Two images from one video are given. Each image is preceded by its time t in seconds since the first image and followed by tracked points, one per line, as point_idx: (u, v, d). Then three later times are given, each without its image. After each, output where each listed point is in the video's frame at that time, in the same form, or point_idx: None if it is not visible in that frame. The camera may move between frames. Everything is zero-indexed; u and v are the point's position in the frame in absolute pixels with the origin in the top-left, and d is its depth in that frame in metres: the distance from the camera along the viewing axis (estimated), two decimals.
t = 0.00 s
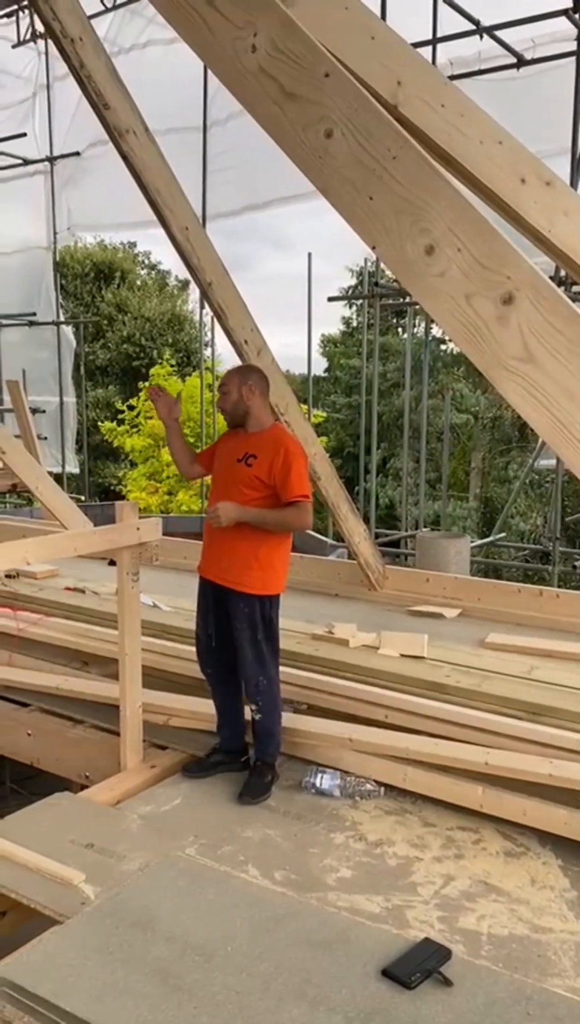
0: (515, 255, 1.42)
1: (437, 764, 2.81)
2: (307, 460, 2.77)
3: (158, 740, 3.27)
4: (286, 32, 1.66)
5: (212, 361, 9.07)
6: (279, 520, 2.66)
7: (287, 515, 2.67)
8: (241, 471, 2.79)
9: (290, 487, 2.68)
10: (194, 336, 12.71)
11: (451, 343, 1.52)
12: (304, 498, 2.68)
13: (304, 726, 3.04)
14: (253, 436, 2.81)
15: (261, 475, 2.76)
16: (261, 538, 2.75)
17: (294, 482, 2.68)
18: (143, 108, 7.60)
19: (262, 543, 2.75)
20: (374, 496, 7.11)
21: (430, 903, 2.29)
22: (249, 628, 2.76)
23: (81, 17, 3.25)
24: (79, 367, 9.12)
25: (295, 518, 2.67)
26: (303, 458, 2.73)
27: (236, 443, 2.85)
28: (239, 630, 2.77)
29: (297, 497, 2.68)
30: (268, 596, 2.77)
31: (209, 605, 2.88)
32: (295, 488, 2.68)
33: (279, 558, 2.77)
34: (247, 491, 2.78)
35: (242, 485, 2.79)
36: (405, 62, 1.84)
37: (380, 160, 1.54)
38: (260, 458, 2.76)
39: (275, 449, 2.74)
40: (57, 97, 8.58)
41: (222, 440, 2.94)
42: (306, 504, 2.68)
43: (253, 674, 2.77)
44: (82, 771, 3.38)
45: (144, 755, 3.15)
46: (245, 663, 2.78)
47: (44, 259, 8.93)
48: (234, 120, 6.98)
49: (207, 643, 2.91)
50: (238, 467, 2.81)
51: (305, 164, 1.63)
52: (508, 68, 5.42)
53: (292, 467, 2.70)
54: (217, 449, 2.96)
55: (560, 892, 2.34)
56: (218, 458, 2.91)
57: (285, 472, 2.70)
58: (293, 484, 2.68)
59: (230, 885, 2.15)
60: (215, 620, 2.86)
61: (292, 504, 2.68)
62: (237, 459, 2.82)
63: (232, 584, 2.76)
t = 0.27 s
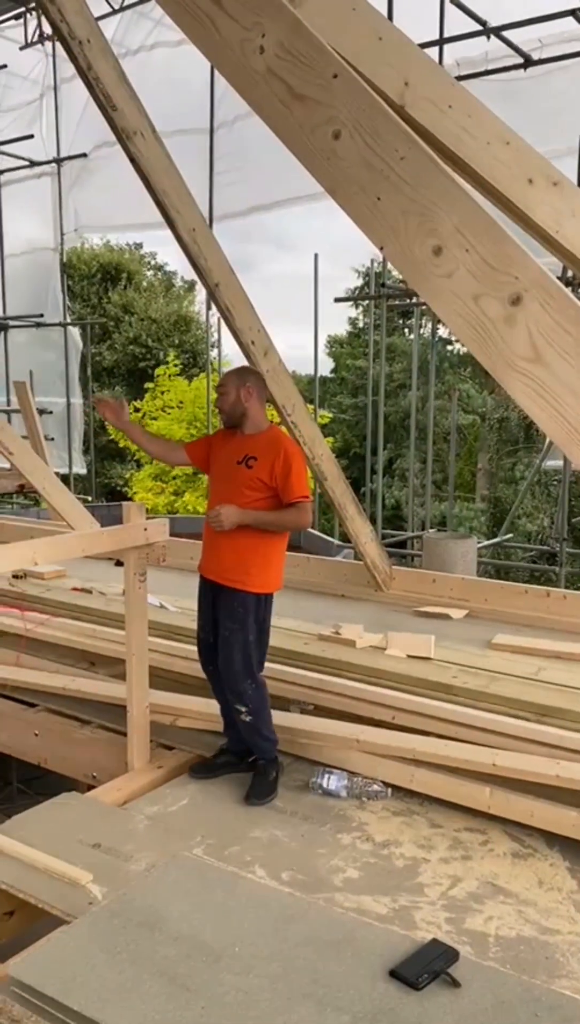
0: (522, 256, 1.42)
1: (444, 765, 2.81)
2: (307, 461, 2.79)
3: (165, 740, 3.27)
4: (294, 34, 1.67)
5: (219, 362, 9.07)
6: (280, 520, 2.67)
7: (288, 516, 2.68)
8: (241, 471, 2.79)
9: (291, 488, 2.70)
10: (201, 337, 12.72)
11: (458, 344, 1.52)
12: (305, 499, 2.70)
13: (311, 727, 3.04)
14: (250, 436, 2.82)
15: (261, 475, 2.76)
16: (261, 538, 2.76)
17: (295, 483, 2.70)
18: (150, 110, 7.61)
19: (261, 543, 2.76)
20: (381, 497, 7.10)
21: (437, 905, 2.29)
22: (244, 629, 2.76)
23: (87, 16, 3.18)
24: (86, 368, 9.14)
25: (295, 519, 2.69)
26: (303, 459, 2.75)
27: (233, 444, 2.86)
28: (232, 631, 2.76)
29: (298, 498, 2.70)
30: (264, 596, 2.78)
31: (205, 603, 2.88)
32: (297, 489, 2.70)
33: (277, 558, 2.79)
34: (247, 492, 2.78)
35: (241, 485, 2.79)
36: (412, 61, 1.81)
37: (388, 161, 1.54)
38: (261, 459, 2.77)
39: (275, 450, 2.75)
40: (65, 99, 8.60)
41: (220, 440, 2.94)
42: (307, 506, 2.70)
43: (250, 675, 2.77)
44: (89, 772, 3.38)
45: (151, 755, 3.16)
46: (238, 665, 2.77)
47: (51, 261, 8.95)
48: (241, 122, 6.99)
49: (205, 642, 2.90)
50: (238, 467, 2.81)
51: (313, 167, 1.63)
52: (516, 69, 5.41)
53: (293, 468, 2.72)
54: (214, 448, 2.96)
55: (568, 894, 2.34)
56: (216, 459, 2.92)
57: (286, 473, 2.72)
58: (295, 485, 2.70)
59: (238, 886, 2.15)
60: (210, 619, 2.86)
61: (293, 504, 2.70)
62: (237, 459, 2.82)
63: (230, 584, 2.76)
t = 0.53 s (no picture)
0: (534, 257, 1.41)
1: (455, 767, 2.81)
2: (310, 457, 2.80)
3: (175, 741, 3.28)
4: (306, 35, 1.67)
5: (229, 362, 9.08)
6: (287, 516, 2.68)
7: (292, 511, 2.69)
8: (245, 470, 2.80)
9: (296, 483, 2.72)
10: (211, 337, 12.74)
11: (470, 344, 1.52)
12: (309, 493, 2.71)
13: (321, 728, 3.04)
14: (253, 436, 2.83)
15: (265, 473, 2.77)
16: (268, 535, 2.76)
17: (300, 478, 2.72)
18: (160, 112, 7.64)
19: (268, 540, 2.77)
20: (391, 498, 7.10)
21: (448, 906, 2.28)
22: (250, 626, 2.76)
23: (99, 19, 3.18)
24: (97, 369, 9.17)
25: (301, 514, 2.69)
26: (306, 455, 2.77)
27: (236, 444, 2.87)
28: (238, 626, 2.76)
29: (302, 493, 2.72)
30: (272, 593, 2.78)
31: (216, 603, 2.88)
32: (301, 484, 2.71)
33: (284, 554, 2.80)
34: (251, 490, 2.79)
35: (246, 484, 2.80)
36: (420, 61, 1.80)
37: (399, 161, 1.53)
38: (264, 457, 2.78)
39: (279, 447, 2.76)
40: (76, 101, 8.63)
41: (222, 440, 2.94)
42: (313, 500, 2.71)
43: (246, 673, 2.78)
44: (100, 772, 3.38)
45: (162, 756, 3.17)
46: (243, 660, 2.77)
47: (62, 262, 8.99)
48: (251, 123, 7.00)
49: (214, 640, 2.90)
50: (242, 466, 2.82)
51: (323, 167, 1.63)
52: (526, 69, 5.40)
53: (296, 464, 2.73)
54: (217, 449, 2.97)
55: None
56: (219, 459, 2.93)
57: (289, 470, 2.73)
58: (300, 480, 2.72)
59: (249, 887, 2.15)
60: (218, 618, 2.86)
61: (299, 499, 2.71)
62: (240, 458, 2.83)
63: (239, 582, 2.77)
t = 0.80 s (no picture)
0: (551, 257, 1.41)
1: (470, 769, 2.80)
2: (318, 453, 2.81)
3: (190, 741, 3.28)
4: (322, 36, 1.66)
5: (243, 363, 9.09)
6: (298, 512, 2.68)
7: (303, 507, 2.68)
8: (253, 469, 2.81)
9: (305, 479, 2.72)
10: (225, 338, 12.77)
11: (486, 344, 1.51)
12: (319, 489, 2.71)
13: (336, 729, 3.03)
14: (262, 436, 2.83)
15: (274, 471, 2.77)
16: (280, 533, 2.76)
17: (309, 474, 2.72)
18: (176, 114, 7.66)
19: (281, 538, 2.77)
20: (405, 498, 7.09)
21: (464, 909, 2.28)
22: (265, 627, 2.76)
23: (115, 22, 3.19)
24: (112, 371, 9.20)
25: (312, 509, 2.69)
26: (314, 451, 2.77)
27: (245, 444, 2.88)
28: (253, 626, 2.77)
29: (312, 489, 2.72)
30: (287, 593, 2.78)
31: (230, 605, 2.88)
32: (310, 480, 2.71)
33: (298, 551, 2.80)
34: (261, 489, 2.79)
35: (254, 483, 2.80)
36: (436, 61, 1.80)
37: (415, 162, 1.53)
38: (272, 455, 2.78)
39: (287, 445, 2.76)
40: (92, 103, 8.67)
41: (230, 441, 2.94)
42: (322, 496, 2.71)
43: (261, 673, 2.78)
44: (116, 772, 3.40)
45: (177, 755, 3.17)
46: (258, 660, 2.77)
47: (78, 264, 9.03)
48: (266, 124, 7.02)
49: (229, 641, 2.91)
50: (250, 466, 2.82)
51: (340, 169, 1.63)
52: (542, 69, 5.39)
53: (304, 460, 2.73)
54: (225, 450, 2.97)
55: None
56: (228, 459, 2.93)
57: (298, 466, 2.73)
58: (309, 476, 2.72)
59: (264, 887, 2.15)
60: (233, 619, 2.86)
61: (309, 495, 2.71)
62: (248, 458, 2.83)
63: (253, 581, 2.77)
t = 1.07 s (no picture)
0: (571, 256, 1.40)
1: (490, 770, 2.78)
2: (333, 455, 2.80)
3: (208, 741, 3.29)
4: (342, 36, 1.66)
5: (261, 363, 9.10)
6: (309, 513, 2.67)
7: (315, 509, 2.68)
8: (269, 470, 2.81)
9: (319, 481, 2.71)
10: (244, 338, 12.78)
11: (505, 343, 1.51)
12: (332, 491, 2.71)
13: (354, 730, 3.03)
14: (278, 436, 2.83)
15: (288, 472, 2.77)
16: (294, 534, 2.76)
17: (323, 476, 2.71)
18: (194, 116, 7.69)
19: (295, 539, 2.76)
20: (424, 498, 7.07)
21: (482, 911, 2.26)
22: (281, 628, 2.76)
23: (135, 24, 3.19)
24: (131, 372, 9.24)
25: (324, 512, 2.69)
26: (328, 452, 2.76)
27: (261, 444, 2.88)
28: (270, 627, 2.77)
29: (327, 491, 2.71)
30: (301, 595, 2.78)
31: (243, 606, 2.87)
32: (323, 482, 2.71)
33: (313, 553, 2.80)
34: (275, 490, 2.80)
35: (269, 484, 2.81)
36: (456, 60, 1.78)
37: (434, 162, 1.53)
38: (287, 456, 2.78)
39: (302, 446, 2.77)
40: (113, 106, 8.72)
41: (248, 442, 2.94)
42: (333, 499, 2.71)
43: (276, 674, 2.78)
44: (134, 772, 3.41)
45: (195, 755, 3.18)
46: (276, 661, 2.78)
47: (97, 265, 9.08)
48: (284, 124, 7.02)
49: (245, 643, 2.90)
50: (266, 467, 2.83)
51: (358, 168, 1.63)
52: (562, 69, 5.37)
53: (319, 462, 2.72)
54: (242, 451, 2.97)
55: None
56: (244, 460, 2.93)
57: (312, 468, 2.73)
58: (323, 477, 2.71)
59: (282, 887, 2.15)
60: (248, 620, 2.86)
61: (323, 497, 2.71)
62: (264, 458, 2.84)
63: (267, 583, 2.77)
